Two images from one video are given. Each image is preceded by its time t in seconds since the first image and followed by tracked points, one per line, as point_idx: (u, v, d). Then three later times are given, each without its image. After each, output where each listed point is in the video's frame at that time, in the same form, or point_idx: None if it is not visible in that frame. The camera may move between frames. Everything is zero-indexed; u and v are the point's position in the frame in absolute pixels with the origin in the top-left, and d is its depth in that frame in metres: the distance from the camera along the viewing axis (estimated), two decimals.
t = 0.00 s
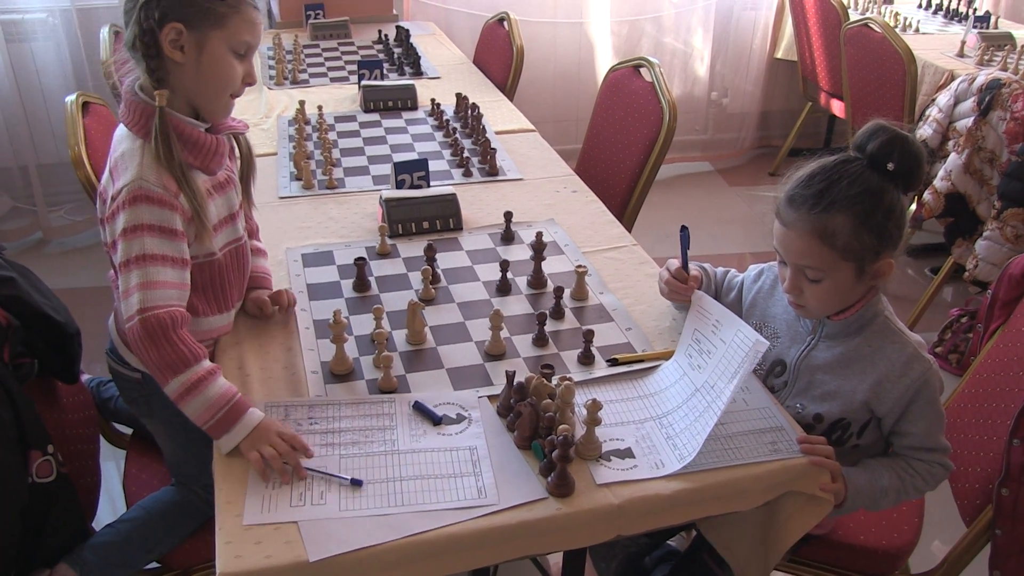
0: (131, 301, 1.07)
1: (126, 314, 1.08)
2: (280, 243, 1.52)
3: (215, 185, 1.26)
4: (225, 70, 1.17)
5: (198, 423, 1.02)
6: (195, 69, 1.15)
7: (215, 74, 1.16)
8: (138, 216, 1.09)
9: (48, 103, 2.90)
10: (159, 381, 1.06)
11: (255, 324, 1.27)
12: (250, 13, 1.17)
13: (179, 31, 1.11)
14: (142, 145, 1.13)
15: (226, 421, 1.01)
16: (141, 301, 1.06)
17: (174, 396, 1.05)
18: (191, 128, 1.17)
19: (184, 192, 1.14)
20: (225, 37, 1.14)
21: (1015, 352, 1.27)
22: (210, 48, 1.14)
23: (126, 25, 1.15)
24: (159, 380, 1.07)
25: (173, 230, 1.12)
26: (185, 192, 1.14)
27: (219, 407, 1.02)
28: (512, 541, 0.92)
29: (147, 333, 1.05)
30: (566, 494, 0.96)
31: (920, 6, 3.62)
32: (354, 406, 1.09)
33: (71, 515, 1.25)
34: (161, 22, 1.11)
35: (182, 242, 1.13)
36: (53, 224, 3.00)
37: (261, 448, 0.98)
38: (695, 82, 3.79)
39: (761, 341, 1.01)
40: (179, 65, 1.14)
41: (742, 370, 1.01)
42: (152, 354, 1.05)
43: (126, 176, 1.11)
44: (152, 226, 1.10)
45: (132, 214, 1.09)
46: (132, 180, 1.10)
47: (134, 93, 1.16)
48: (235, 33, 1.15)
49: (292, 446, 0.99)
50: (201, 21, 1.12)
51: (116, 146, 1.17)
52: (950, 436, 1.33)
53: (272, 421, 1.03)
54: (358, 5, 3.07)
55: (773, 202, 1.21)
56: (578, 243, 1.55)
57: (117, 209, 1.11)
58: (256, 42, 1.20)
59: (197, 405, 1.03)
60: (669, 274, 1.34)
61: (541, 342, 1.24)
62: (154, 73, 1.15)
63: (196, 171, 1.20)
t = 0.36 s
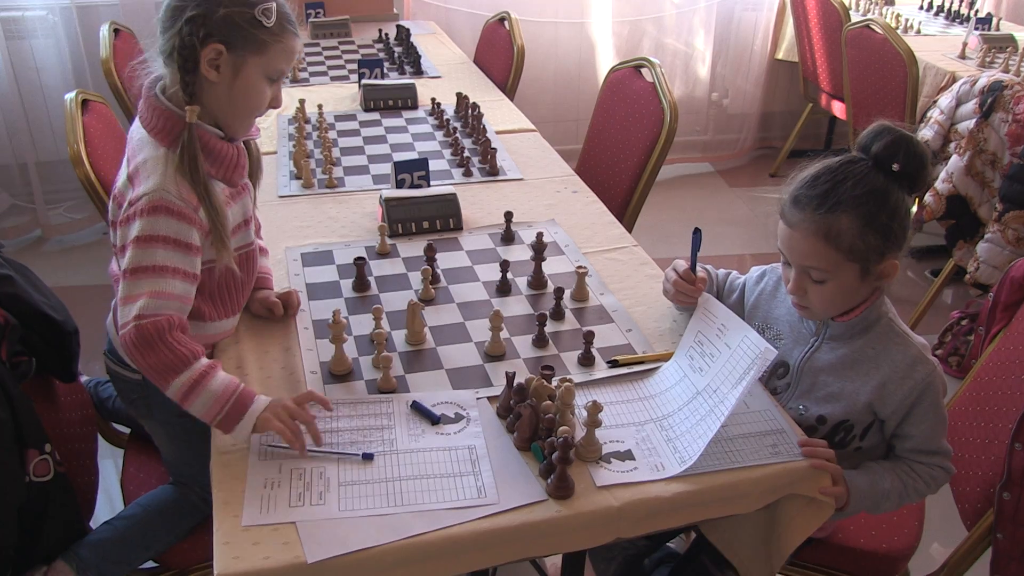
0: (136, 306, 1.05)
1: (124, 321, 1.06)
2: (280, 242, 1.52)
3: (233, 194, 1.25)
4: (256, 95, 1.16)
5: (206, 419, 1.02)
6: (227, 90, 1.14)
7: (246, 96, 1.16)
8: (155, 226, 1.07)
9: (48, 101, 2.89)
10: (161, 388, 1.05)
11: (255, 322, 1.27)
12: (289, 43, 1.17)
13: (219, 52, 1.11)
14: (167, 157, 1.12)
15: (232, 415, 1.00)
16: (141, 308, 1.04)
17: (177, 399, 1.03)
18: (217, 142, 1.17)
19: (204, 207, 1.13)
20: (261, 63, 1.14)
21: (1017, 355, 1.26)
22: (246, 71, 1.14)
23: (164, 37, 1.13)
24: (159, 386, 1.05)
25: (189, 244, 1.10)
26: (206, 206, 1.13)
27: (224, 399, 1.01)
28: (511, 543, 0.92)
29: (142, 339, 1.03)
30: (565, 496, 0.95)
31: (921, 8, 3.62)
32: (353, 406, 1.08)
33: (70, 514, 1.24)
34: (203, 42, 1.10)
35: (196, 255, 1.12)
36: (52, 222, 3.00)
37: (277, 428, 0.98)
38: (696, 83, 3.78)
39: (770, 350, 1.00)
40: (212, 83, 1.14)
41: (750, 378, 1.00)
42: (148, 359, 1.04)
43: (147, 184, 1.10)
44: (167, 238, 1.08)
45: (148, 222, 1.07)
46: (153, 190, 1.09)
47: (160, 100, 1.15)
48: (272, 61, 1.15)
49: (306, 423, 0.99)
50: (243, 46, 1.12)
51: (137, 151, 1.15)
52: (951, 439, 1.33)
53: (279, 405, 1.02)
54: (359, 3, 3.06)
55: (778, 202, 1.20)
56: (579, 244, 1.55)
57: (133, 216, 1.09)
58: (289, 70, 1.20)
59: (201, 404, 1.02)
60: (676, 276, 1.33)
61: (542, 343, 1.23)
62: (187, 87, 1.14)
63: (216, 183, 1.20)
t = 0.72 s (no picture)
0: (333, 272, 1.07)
1: (332, 277, 1.07)
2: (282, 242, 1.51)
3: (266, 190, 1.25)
4: (293, 103, 1.14)
5: (475, 277, 1.14)
6: (270, 101, 1.11)
7: (286, 105, 1.13)
8: (286, 213, 1.05)
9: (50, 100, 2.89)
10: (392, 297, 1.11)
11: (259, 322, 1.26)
12: (320, 48, 1.14)
13: (259, 64, 1.08)
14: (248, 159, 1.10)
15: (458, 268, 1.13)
16: (343, 262, 1.07)
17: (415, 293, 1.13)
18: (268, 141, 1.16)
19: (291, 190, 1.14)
20: (297, 72, 1.11)
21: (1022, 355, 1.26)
22: (283, 82, 1.11)
23: (196, 50, 1.08)
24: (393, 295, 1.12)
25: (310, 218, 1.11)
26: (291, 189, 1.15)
27: (475, 252, 1.13)
28: (515, 545, 0.91)
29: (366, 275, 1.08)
30: (569, 498, 0.94)
31: (924, 6, 3.61)
32: (355, 407, 1.08)
33: (71, 515, 1.23)
34: (242, 55, 1.07)
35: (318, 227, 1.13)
36: (53, 221, 2.99)
37: (539, 250, 1.18)
38: (699, 82, 3.77)
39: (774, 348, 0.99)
40: (252, 96, 1.10)
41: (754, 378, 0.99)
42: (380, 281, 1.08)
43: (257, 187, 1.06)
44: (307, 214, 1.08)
45: (280, 214, 1.05)
46: (265, 184, 1.07)
47: (201, 108, 1.10)
48: (306, 69, 1.12)
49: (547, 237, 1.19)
50: (282, 57, 1.09)
51: (201, 164, 1.08)
52: (957, 440, 1.32)
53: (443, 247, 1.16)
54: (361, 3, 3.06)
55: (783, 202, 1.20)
56: (582, 243, 1.54)
57: (259, 218, 1.04)
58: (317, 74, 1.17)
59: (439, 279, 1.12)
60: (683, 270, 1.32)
61: (545, 343, 1.22)
62: (232, 100, 1.10)
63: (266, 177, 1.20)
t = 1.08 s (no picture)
0: (414, 272, 1.13)
1: (420, 278, 1.14)
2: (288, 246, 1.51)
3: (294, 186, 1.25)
4: (347, 115, 1.14)
5: (530, 272, 1.22)
6: (328, 119, 1.11)
7: (341, 119, 1.13)
8: (379, 228, 1.10)
9: (56, 102, 2.89)
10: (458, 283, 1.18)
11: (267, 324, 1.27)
12: (363, 57, 1.13)
13: (320, 86, 1.07)
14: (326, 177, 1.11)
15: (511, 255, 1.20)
16: (425, 261, 1.13)
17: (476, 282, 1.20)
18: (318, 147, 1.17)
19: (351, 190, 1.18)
20: (348, 84, 1.11)
21: None
22: (339, 99, 1.11)
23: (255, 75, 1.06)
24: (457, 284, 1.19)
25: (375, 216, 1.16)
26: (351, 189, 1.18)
27: (531, 251, 1.22)
28: (522, 550, 0.91)
29: (452, 258, 1.15)
30: (575, 504, 0.94)
31: (930, 8, 3.60)
32: (361, 411, 1.08)
33: (74, 518, 1.23)
34: (304, 79, 1.06)
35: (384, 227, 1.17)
36: (59, 224, 3.00)
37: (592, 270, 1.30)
38: (705, 84, 3.77)
39: (806, 442, 1.03)
40: (313, 118, 1.10)
41: (783, 449, 1.02)
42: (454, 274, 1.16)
43: (349, 206, 1.08)
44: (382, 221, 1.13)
45: (371, 229, 1.09)
46: (352, 201, 1.09)
47: (266, 131, 1.08)
48: (356, 82, 1.12)
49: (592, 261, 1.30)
50: (337, 75, 1.08)
51: (286, 189, 1.07)
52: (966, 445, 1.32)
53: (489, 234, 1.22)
54: (367, 5, 3.06)
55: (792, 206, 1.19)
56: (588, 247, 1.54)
57: (353, 237, 1.08)
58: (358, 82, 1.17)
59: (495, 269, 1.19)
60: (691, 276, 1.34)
61: (551, 347, 1.22)
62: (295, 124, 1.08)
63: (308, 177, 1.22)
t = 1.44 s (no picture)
0: (382, 271, 1.11)
1: (386, 278, 1.12)
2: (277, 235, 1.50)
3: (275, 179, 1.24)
4: (320, 102, 1.12)
5: (500, 276, 1.23)
6: (298, 106, 1.10)
7: (312, 107, 1.12)
8: (345, 223, 1.08)
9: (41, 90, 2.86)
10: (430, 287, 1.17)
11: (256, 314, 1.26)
12: (338, 41, 1.11)
13: (286, 70, 1.06)
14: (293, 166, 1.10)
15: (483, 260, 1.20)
16: (394, 258, 1.12)
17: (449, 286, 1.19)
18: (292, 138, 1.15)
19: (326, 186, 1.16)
20: (320, 70, 1.09)
21: (1019, 352, 1.26)
22: (309, 84, 1.09)
23: (220, 59, 1.05)
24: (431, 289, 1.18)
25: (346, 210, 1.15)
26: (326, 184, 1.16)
27: (501, 256, 1.22)
28: (513, 542, 0.91)
29: (423, 259, 1.14)
30: (566, 496, 0.94)
31: (921, 1, 3.61)
32: (351, 402, 1.07)
33: (61, 511, 1.23)
34: (268, 63, 1.04)
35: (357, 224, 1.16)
36: (45, 212, 2.98)
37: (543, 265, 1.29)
38: (696, 76, 3.77)
39: (795, 434, 1.04)
40: (281, 104, 1.08)
41: (773, 441, 1.02)
42: (426, 276, 1.15)
43: (315, 198, 1.07)
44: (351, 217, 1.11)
45: (339, 222, 1.07)
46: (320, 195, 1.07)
47: (231, 115, 1.07)
48: (328, 66, 1.10)
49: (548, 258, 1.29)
50: (306, 59, 1.06)
51: (251, 178, 1.06)
52: (953, 436, 1.32)
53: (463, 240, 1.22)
54: None
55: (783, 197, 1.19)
56: (579, 238, 1.54)
57: (319, 228, 1.06)
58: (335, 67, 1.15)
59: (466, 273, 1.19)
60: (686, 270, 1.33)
61: (541, 338, 1.22)
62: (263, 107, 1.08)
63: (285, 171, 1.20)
